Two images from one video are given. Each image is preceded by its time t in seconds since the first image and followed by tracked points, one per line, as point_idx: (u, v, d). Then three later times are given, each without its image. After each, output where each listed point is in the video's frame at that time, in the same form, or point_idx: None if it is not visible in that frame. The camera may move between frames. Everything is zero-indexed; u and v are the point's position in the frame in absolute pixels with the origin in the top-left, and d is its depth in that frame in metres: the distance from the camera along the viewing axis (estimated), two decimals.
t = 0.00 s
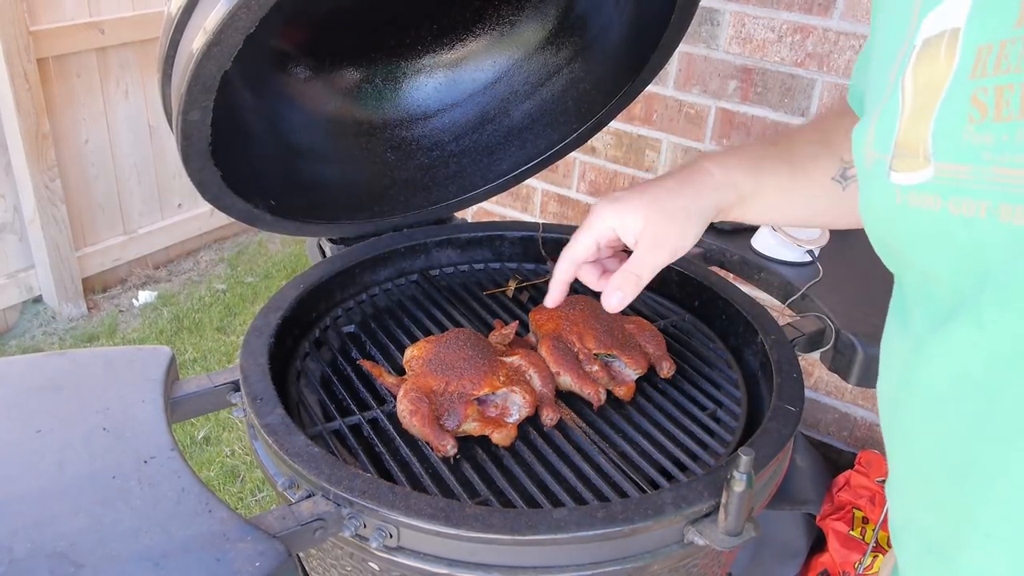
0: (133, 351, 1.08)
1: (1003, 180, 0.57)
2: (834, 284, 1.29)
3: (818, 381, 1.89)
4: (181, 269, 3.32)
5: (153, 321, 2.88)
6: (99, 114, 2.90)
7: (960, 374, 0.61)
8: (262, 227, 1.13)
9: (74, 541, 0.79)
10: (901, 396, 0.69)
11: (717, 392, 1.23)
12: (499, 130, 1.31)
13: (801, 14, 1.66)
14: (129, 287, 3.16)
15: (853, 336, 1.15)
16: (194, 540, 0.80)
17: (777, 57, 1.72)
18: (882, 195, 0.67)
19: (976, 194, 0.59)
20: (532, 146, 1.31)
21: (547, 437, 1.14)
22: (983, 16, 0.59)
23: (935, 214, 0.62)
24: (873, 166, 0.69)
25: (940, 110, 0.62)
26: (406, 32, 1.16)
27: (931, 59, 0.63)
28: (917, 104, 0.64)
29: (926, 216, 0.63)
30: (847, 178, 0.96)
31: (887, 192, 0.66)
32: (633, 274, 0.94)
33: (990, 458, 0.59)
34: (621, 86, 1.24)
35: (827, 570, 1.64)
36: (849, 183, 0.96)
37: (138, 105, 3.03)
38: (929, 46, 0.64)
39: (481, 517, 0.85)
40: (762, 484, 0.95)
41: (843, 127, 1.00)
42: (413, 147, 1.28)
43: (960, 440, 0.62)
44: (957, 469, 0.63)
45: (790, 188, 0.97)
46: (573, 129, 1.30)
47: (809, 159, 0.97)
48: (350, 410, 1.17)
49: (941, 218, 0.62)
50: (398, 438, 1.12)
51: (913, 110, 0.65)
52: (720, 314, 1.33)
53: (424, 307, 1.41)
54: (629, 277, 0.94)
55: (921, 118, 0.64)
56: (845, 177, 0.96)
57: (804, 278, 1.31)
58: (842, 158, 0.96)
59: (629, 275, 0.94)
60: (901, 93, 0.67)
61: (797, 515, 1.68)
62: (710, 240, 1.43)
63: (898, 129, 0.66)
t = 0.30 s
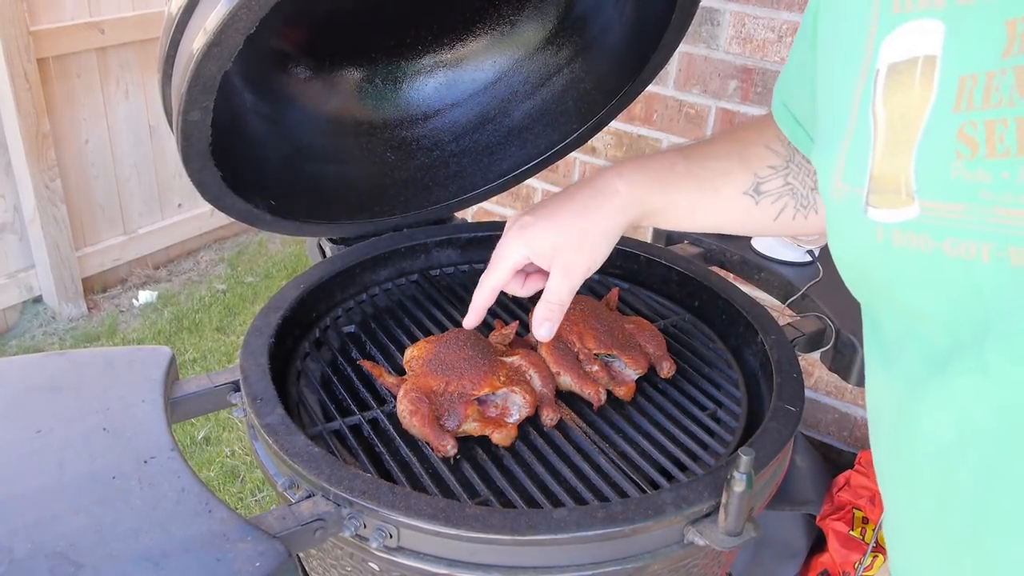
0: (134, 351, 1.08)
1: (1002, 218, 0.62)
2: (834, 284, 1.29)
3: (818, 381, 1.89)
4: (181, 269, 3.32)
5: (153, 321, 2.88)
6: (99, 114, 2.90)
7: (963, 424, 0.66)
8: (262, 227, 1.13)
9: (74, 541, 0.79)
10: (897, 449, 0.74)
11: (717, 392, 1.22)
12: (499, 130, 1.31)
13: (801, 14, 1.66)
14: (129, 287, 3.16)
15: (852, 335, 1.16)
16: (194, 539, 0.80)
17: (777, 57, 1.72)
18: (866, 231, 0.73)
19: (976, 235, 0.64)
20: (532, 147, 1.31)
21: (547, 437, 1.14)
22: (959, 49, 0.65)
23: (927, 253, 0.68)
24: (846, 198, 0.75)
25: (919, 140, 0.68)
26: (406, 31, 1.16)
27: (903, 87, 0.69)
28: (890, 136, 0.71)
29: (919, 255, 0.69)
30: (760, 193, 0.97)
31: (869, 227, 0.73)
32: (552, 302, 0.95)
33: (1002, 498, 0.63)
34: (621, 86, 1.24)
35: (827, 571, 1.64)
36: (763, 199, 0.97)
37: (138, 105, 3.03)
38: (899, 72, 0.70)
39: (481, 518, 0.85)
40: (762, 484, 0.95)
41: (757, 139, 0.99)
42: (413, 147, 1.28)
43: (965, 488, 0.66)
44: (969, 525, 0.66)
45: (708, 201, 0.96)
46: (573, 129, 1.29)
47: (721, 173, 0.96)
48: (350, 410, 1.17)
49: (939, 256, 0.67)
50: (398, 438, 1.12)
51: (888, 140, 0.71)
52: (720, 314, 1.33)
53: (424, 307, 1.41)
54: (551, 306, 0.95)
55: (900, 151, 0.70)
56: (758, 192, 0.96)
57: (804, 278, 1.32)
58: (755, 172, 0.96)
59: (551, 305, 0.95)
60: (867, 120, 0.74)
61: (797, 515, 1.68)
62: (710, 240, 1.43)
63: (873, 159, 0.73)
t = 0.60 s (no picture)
0: (134, 351, 1.08)
1: (1003, 252, 0.64)
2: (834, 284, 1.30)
3: (818, 381, 1.89)
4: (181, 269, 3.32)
5: (153, 321, 2.88)
6: (99, 114, 2.90)
7: (967, 453, 0.69)
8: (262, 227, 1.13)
9: (74, 541, 0.79)
10: (897, 472, 0.77)
11: (717, 392, 1.22)
12: (499, 131, 1.31)
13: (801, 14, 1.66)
14: (129, 287, 3.15)
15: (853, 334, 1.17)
16: (194, 539, 0.80)
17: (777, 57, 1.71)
18: (860, 251, 0.73)
19: (981, 263, 0.65)
20: (532, 147, 1.31)
21: (546, 437, 1.14)
22: (960, 65, 0.64)
23: (927, 278, 0.68)
24: (839, 213, 0.74)
25: (920, 161, 0.68)
26: (406, 32, 1.17)
27: (902, 101, 0.68)
28: (887, 153, 0.70)
29: (918, 279, 0.69)
30: (727, 191, 0.96)
31: (864, 248, 0.72)
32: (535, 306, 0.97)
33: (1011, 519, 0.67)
34: (622, 85, 1.24)
35: (827, 570, 1.64)
36: (730, 197, 0.96)
37: (138, 105, 3.03)
38: (894, 84, 0.68)
39: (481, 518, 0.85)
40: (762, 484, 0.95)
41: (723, 135, 0.97)
42: (413, 147, 1.28)
43: (970, 509, 0.70)
44: (978, 546, 0.70)
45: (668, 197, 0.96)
46: (573, 129, 1.29)
47: (686, 171, 0.96)
48: (350, 410, 1.17)
49: (938, 282, 0.68)
50: (398, 438, 1.12)
51: (884, 155, 0.70)
52: (720, 315, 1.33)
53: (424, 307, 1.41)
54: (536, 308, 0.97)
55: (899, 168, 0.69)
56: (724, 191, 0.96)
57: (804, 278, 1.32)
58: (721, 171, 0.95)
59: (536, 307, 0.98)
60: (858, 134, 0.72)
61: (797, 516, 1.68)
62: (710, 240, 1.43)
63: (869, 172, 0.71)
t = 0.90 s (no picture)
0: (134, 351, 1.08)
1: None
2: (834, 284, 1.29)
3: (819, 381, 1.89)
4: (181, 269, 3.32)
5: (153, 321, 2.88)
6: (98, 114, 2.90)
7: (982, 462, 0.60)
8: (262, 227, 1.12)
9: (73, 541, 0.79)
10: (900, 481, 0.69)
11: (717, 391, 1.22)
12: (499, 130, 1.29)
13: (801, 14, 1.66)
14: (128, 287, 3.15)
15: (853, 335, 1.15)
16: (193, 540, 0.80)
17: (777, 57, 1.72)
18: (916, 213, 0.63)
19: None
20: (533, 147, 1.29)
21: (546, 437, 1.14)
22: None
23: (978, 253, 0.59)
24: (908, 174, 0.64)
25: (1002, 130, 0.57)
26: (406, 31, 1.18)
27: (999, 63, 0.57)
28: (968, 115, 0.59)
29: (967, 252, 0.59)
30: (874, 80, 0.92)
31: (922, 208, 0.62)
32: (621, 92, 0.86)
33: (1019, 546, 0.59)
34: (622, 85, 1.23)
35: (827, 571, 1.63)
36: (875, 88, 0.92)
37: (138, 105, 3.03)
38: (994, 40, 0.58)
39: (481, 517, 0.85)
40: (762, 484, 0.95)
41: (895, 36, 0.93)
42: (413, 146, 1.28)
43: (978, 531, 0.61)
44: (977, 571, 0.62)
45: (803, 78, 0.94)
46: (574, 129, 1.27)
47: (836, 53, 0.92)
48: (350, 410, 1.17)
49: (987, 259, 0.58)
50: (397, 438, 1.12)
51: (964, 119, 0.59)
52: (720, 315, 1.33)
53: (423, 306, 1.41)
54: (617, 93, 0.87)
55: (976, 134, 0.59)
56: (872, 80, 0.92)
57: (806, 278, 1.31)
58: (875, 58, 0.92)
59: (618, 93, 0.87)
60: (949, 88, 0.61)
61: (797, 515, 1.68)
62: (710, 240, 1.42)
63: (945, 137, 0.61)
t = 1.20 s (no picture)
0: (134, 351, 1.08)
1: None
2: (834, 283, 1.29)
3: (819, 381, 1.89)
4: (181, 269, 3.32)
5: (153, 321, 2.88)
6: (99, 114, 2.90)
7: None
8: (263, 227, 1.13)
9: (74, 541, 0.79)
10: None
11: (716, 391, 1.23)
12: (499, 130, 1.31)
13: (801, 14, 1.66)
14: (129, 287, 3.15)
15: (852, 334, 1.15)
16: (193, 539, 0.80)
17: (777, 57, 1.72)
18: None
19: None
20: (533, 146, 1.31)
21: (547, 437, 1.15)
22: None
23: None
24: None
25: None
26: (407, 32, 1.17)
27: None
28: None
29: None
30: None
31: None
32: None
33: None
34: (621, 85, 1.24)
35: (827, 571, 1.63)
36: None
37: (139, 105, 3.03)
38: None
39: (481, 517, 0.85)
40: (762, 484, 0.95)
41: None
42: (413, 147, 1.28)
43: None
44: None
45: None
46: (573, 129, 1.30)
47: None
48: (350, 410, 1.17)
49: None
50: (397, 438, 1.12)
51: None
52: (719, 316, 1.33)
53: (424, 306, 1.41)
54: None
55: None
56: None
57: (805, 278, 1.31)
58: None
59: None
60: None
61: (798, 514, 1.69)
62: (710, 240, 1.42)
63: None
